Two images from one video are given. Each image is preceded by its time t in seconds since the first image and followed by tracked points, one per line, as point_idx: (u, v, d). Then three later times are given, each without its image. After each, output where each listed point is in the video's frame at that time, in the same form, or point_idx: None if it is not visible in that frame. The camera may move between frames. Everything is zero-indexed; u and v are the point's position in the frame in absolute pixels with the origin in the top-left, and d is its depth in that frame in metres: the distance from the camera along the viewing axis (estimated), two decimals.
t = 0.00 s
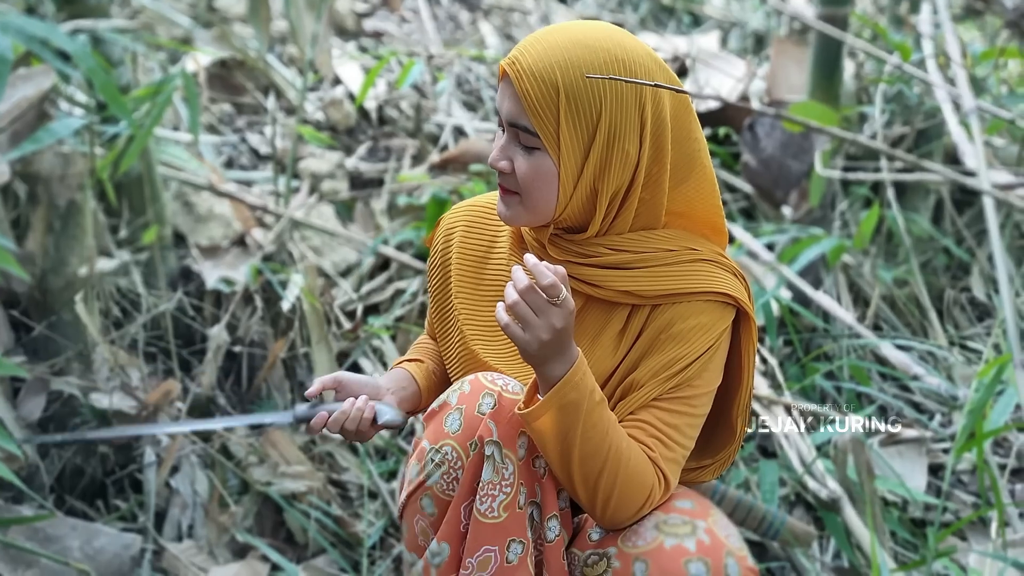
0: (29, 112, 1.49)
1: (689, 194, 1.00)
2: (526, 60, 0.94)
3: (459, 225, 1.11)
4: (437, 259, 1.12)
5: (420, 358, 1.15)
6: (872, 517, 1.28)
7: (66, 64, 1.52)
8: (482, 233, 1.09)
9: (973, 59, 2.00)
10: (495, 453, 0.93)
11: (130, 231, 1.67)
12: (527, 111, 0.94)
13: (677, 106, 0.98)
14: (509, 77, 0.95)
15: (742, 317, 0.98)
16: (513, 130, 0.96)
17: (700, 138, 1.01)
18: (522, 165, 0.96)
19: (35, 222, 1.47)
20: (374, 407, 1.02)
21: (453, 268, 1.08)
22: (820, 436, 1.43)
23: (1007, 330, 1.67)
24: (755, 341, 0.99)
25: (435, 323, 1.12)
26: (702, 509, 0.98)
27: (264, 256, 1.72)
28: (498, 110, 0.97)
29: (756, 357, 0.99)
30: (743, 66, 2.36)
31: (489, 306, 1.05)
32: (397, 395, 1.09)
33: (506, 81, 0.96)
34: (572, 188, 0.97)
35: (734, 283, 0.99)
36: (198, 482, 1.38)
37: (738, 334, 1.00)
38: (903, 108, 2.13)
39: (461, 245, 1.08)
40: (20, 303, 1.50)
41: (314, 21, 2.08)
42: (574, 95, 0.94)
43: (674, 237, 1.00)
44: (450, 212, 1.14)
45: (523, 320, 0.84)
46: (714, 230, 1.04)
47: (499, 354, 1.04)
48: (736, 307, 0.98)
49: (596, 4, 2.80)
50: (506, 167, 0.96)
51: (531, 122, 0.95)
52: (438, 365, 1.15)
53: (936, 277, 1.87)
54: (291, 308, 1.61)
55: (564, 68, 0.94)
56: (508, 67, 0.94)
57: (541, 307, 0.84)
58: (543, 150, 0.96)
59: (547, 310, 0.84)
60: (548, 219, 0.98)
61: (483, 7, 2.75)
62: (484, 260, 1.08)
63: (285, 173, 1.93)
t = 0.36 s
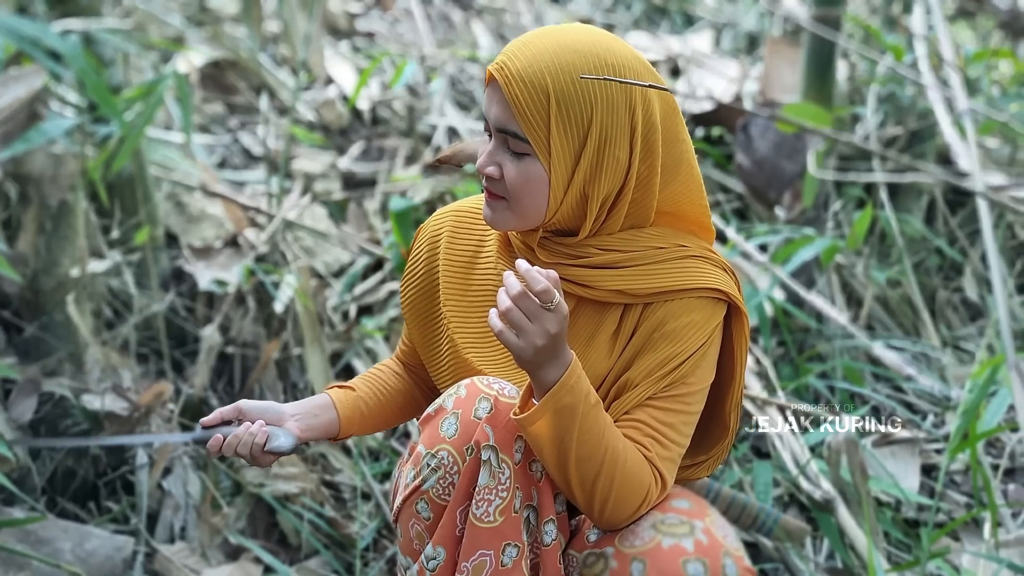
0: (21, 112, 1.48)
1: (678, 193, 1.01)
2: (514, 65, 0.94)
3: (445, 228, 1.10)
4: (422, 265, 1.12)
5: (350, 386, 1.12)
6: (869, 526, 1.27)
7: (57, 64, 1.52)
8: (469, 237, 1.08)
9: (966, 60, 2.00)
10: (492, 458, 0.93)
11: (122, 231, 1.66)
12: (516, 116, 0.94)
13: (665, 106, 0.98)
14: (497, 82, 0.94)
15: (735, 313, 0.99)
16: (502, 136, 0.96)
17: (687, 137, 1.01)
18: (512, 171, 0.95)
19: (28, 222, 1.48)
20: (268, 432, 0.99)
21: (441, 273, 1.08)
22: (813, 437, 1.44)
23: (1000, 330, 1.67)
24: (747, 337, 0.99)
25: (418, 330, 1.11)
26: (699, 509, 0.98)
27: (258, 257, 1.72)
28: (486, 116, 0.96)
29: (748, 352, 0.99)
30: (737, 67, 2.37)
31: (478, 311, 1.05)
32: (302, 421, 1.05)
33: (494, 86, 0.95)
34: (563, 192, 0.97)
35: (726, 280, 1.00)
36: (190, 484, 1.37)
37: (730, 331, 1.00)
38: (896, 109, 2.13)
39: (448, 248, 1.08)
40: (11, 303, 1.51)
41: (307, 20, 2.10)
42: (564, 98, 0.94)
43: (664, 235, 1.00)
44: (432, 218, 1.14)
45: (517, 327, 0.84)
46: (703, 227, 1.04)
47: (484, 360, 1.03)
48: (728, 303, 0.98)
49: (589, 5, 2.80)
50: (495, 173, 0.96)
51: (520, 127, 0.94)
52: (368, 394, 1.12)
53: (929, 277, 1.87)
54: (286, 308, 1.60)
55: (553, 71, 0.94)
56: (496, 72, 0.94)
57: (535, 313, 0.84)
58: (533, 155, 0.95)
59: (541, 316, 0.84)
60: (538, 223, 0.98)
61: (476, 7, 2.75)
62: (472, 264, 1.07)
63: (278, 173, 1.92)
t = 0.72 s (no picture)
0: (20, 112, 1.49)
1: (667, 191, 1.00)
2: (498, 68, 0.94)
3: (436, 231, 1.10)
4: (414, 270, 1.12)
5: (349, 399, 1.11)
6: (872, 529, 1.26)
7: (54, 64, 1.52)
8: (459, 240, 1.08)
9: (962, 59, 2.01)
10: (482, 456, 0.93)
11: (119, 231, 1.66)
12: (501, 118, 0.94)
13: (652, 104, 0.98)
14: (482, 85, 0.95)
15: (727, 310, 0.99)
16: (488, 138, 0.95)
17: (674, 135, 1.01)
18: (499, 174, 0.95)
19: (25, 222, 1.48)
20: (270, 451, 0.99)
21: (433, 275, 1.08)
22: (812, 436, 1.43)
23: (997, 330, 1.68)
24: (740, 334, 0.99)
25: (411, 335, 1.11)
26: (695, 510, 0.99)
27: (255, 257, 1.72)
28: (472, 119, 0.96)
29: (742, 350, 0.99)
30: (733, 67, 2.37)
31: (470, 314, 1.04)
32: (305, 440, 1.04)
33: (479, 88, 0.95)
34: (551, 193, 0.97)
35: (718, 277, 1.00)
36: (189, 484, 1.36)
37: (723, 328, 1.00)
38: (893, 108, 2.14)
39: (439, 251, 1.08)
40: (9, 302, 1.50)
41: (305, 20, 2.13)
42: (549, 100, 0.94)
43: (654, 235, 1.00)
44: (423, 221, 1.14)
45: (504, 335, 0.84)
46: (693, 225, 1.04)
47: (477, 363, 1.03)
48: (720, 301, 0.98)
49: (585, 6, 2.80)
50: (482, 176, 0.96)
51: (506, 130, 0.94)
52: (367, 405, 1.11)
53: (926, 277, 1.87)
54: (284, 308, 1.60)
55: (538, 73, 0.94)
56: (481, 75, 0.94)
57: (522, 322, 0.83)
58: (520, 158, 0.95)
59: (528, 324, 0.83)
60: (528, 225, 0.98)
61: (473, 7, 2.75)
62: (463, 267, 1.07)
63: (275, 174, 1.92)
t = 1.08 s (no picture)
0: (16, 112, 1.48)
1: (656, 189, 1.00)
2: (481, 72, 0.93)
3: (428, 236, 1.10)
4: (407, 276, 1.11)
5: (359, 413, 1.10)
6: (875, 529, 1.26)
7: (51, 64, 1.52)
8: (451, 245, 1.08)
9: (957, 59, 2.01)
10: (480, 455, 0.93)
11: (116, 231, 1.65)
12: (486, 122, 0.94)
13: (637, 102, 0.98)
14: (467, 89, 0.94)
15: (718, 306, 0.98)
16: (474, 142, 0.95)
17: (661, 131, 1.00)
18: (485, 177, 0.96)
19: (22, 222, 1.48)
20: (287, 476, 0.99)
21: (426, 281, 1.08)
22: (808, 435, 1.43)
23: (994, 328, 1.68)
24: (732, 329, 0.99)
25: (406, 340, 1.11)
26: (692, 509, 0.99)
27: (252, 256, 1.71)
28: (457, 122, 0.96)
29: (734, 344, 0.99)
30: (730, 66, 2.37)
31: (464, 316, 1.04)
32: (321, 461, 1.04)
33: (463, 93, 0.95)
34: (540, 195, 0.97)
35: (709, 273, 0.99)
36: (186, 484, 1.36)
37: (715, 323, 1.00)
38: (889, 108, 2.14)
39: (432, 255, 1.08)
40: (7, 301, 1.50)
41: (301, 19, 2.12)
42: (533, 102, 0.93)
43: (643, 232, 1.00)
44: (415, 227, 1.14)
45: (489, 339, 0.84)
46: (682, 221, 1.04)
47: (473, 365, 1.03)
48: (711, 297, 0.98)
49: (581, 5, 2.80)
50: (470, 180, 0.96)
51: (491, 133, 0.94)
52: (375, 417, 1.11)
53: (922, 276, 1.88)
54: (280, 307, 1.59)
55: (521, 76, 0.93)
56: (464, 80, 0.93)
57: (506, 325, 0.84)
58: (506, 162, 0.95)
59: (512, 327, 0.84)
60: (516, 228, 0.98)
61: (469, 7, 2.75)
62: (455, 270, 1.07)
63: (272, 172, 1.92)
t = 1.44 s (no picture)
0: (14, 113, 1.48)
1: (649, 188, 1.00)
2: (474, 73, 0.94)
3: (424, 238, 1.10)
4: (403, 279, 1.11)
5: (351, 415, 1.10)
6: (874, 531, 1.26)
7: (48, 65, 1.52)
8: (447, 248, 1.08)
9: (955, 59, 2.02)
10: (478, 456, 0.93)
11: (114, 232, 1.65)
12: (480, 123, 0.94)
13: (629, 102, 0.98)
14: (459, 90, 0.94)
15: (715, 304, 0.99)
16: (467, 143, 0.95)
17: (654, 130, 1.00)
18: (479, 178, 0.95)
19: (20, 223, 1.48)
20: (278, 473, 0.99)
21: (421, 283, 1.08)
22: (806, 435, 1.43)
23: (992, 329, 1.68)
24: (728, 327, 0.99)
25: (402, 342, 1.11)
26: (691, 508, 0.99)
27: (250, 257, 1.71)
28: (450, 124, 0.96)
29: (730, 342, 0.99)
30: (727, 67, 2.38)
31: (460, 318, 1.04)
32: (311, 460, 1.04)
33: (456, 94, 0.95)
34: (534, 196, 0.97)
35: (704, 271, 1.00)
36: (184, 485, 1.36)
37: (711, 321, 1.00)
38: (887, 108, 2.15)
39: (427, 257, 1.08)
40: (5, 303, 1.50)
41: (299, 20, 2.12)
42: (526, 102, 0.93)
43: (639, 232, 1.00)
44: (410, 229, 1.14)
45: (488, 339, 0.84)
46: (677, 220, 1.04)
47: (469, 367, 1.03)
48: (707, 295, 0.98)
49: (579, 6, 2.81)
50: (463, 181, 0.96)
51: (485, 134, 0.94)
52: (367, 418, 1.10)
53: (920, 276, 1.88)
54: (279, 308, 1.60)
55: (513, 77, 0.93)
56: (457, 81, 0.93)
57: (505, 325, 0.84)
58: (500, 162, 0.95)
59: (511, 327, 0.84)
60: (510, 229, 0.98)
61: (466, 8, 2.75)
62: (451, 273, 1.07)
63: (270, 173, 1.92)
